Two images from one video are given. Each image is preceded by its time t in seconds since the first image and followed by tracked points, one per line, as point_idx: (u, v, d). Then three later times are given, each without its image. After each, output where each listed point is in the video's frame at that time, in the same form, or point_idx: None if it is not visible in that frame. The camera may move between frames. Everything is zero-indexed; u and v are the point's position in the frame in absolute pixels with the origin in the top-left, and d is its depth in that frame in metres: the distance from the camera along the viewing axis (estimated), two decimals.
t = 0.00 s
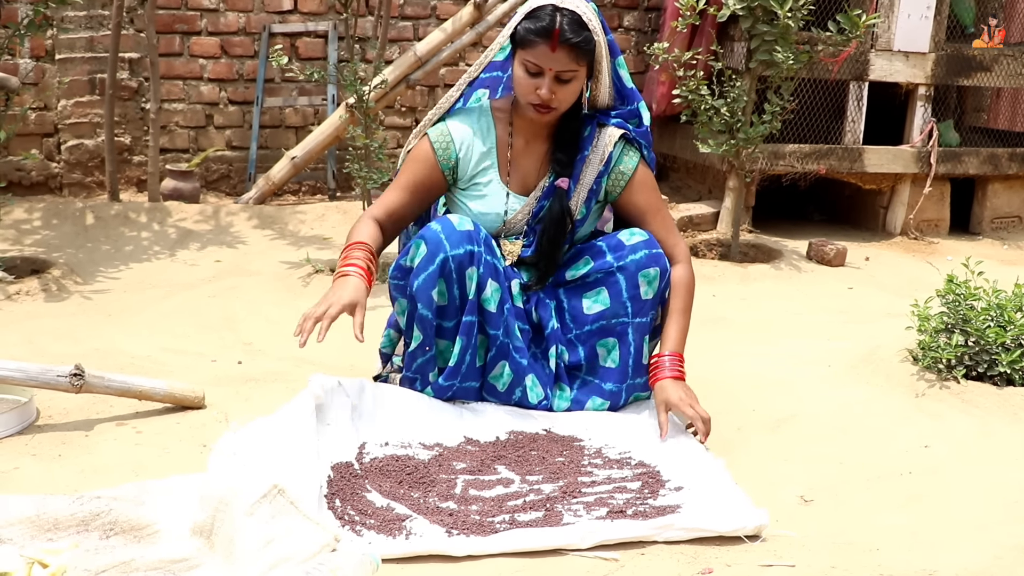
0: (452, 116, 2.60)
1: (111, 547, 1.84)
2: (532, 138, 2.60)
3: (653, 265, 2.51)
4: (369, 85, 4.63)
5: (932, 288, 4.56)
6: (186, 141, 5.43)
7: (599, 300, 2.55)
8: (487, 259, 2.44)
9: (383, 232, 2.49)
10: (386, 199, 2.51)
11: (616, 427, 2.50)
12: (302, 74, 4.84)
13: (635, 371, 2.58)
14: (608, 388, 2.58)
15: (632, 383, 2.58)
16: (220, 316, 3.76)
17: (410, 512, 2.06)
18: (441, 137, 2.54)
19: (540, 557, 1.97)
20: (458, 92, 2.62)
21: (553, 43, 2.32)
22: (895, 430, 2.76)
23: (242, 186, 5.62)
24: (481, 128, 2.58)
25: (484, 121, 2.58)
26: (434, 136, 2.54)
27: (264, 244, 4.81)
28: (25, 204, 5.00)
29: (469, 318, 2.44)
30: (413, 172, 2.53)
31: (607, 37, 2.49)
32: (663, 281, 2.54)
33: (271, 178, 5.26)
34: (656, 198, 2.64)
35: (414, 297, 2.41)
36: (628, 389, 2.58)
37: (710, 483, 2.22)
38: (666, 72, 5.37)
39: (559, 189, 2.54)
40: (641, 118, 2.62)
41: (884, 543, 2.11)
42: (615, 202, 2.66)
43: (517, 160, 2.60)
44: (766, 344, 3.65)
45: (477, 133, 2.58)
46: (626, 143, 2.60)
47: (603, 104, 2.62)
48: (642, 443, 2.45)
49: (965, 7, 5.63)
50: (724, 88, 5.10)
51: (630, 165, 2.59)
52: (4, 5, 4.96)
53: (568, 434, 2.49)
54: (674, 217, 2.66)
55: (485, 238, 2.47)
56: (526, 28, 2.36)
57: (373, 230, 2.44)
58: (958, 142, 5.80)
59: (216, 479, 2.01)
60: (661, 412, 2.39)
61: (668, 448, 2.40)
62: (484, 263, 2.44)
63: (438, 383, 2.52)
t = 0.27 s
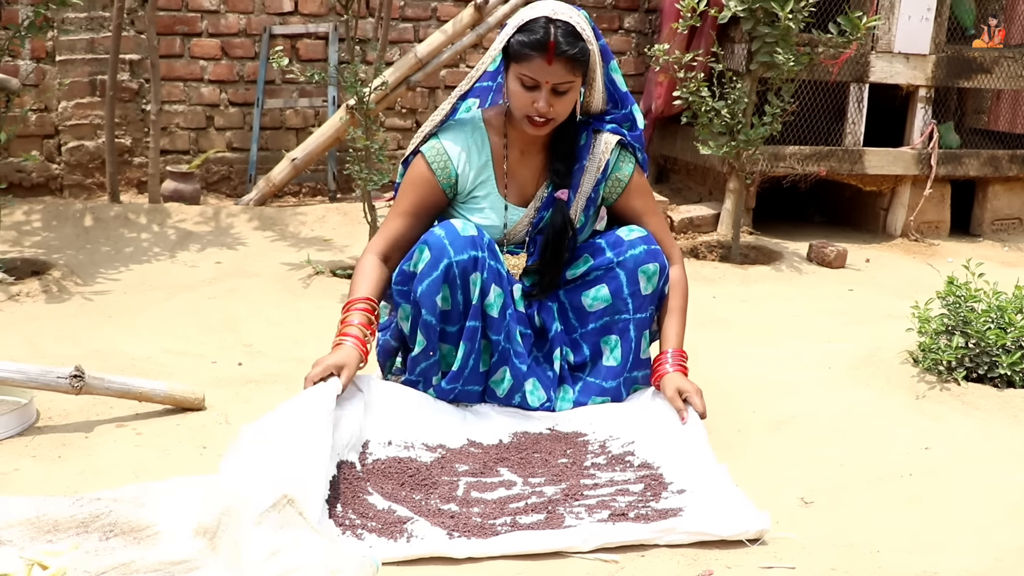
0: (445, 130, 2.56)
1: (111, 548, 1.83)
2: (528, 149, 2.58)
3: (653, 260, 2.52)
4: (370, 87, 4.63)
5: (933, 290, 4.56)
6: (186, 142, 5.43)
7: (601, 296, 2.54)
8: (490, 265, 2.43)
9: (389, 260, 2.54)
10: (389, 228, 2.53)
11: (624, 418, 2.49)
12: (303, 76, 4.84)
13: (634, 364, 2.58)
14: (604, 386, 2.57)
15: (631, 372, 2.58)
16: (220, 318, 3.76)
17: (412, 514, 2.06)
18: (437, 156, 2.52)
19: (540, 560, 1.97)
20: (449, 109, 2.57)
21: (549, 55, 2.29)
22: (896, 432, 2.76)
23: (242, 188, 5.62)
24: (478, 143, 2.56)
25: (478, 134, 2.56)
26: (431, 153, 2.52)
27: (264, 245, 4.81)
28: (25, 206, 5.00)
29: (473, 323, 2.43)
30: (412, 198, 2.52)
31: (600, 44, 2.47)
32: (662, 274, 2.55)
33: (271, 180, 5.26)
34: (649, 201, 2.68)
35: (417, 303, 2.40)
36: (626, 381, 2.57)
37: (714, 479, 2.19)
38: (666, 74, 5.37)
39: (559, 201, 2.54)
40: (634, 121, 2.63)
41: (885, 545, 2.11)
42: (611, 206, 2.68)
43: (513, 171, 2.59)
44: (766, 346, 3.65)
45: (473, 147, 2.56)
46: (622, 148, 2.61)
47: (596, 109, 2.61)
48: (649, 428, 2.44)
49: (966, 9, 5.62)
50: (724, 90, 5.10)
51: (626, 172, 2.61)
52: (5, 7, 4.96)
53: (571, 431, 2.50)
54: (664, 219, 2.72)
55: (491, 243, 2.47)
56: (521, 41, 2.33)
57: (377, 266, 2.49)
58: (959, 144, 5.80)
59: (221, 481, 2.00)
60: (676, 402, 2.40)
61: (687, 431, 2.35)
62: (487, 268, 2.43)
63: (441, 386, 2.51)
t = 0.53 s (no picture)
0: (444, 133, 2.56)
1: (111, 550, 1.83)
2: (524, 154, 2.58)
3: (641, 269, 2.51)
4: (370, 89, 4.63)
5: (933, 291, 4.56)
6: (186, 144, 5.43)
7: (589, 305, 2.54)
8: (480, 264, 2.46)
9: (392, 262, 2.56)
10: (390, 232, 2.56)
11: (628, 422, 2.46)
12: (303, 77, 4.84)
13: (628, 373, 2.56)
14: (602, 395, 2.56)
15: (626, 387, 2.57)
16: (221, 319, 3.76)
17: (423, 516, 2.06)
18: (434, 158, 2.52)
19: (540, 563, 1.97)
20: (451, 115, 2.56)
21: (550, 68, 2.28)
22: (897, 434, 2.76)
23: (242, 189, 5.62)
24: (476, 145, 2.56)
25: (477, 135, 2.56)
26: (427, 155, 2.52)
27: (264, 247, 4.81)
28: (25, 207, 5.00)
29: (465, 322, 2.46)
30: (410, 202, 2.55)
31: (598, 50, 2.46)
32: (652, 284, 2.53)
33: (271, 182, 5.27)
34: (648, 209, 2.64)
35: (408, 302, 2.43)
36: (622, 393, 2.56)
37: (729, 485, 2.19)
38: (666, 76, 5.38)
39: (552, 205, 2.54)
40: (634, 128, 2.61)
41: (885, 547, 2.11)
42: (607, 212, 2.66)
43: (509, 176, 2.59)
44: (766, 347, 3.66)
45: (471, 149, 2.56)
46: (620, 155, 2.58)
47: (595, 114, 2.61)
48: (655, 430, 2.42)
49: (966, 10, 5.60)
50: (724, 91, 5.10)
51: (623, 179, 2.58)
52: (6, 8, 4.96)
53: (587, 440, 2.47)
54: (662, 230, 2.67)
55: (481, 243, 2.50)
56: (520, 52, 2.31)
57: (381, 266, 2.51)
58: (959, 145, 5.80)
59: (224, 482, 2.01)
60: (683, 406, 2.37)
61: (699, 436, 2.32)
62: (477, 267, 2.46)
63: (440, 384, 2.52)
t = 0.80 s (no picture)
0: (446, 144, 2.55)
1: (111, 557, 1.83)
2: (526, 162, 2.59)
3: (647, 271, 2.52)
4: (370, 96, 4.64)
5: (933, 298, 4.56)
6: (187, 150, 5.44)
7: (595, 308, 2.54)
8: (482, 270, 2.46)
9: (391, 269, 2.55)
10: (389, 240, 2.55)
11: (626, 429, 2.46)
12: (304, 84, 4.85)
13: (631, 376, 2.55)
14: (602, 398, 2.54)
15: (627, 388, 2.55)
16: (221, 326, 3.76)
17: (414, 521, 2.06)
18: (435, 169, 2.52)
19: (540, 570, 1.97)
20: (453, 130, 2.53)
21: (562, 87, 2.27)
22: (898, 441, 2.76)
23: (243, 196, 5.63)
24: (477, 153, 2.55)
25: (477, 143, 2.56)
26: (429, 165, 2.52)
27: (264, 253, 4.82)
28: (26, 213, 5.00)
29: (466, 329, 2.46)
30: (409, 210, 2.54)
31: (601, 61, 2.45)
32: (658, 287, 2.54)
33: (271, 188, 5.27)
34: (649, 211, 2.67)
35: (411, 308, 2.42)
36: (624, 395, 2.55)
37: (723, 492, 2.19)
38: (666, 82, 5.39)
39: (555, 212, 2.55)
40: (634, 132, 2.62)
41: (886, 554, 2.11)
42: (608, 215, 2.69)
43: (512, 184, 2.59)
44: (765, 354, 3.66)
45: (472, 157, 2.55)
46: (620, 158, 2.61)
47: (596, 120, 2.60)
48: (653, 442, 2.43)
49: (965, 17, 5.64)
50: (724, 98, 5.11)
51: (625, 181, 2.60)
52: (7, 14, 4.98)
53: (582, 448, 2.48)
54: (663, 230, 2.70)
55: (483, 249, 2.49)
56: (530, 72, 2.30)
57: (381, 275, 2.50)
58: (958, 152, 5.81)
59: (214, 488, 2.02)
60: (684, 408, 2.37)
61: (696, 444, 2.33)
62: (479, 274, 2.46)
63: (435, 392, 2.52)
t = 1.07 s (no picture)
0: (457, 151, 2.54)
1: (111, 562, 1.83)
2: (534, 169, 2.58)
3: (648, 271, 2.53)
4: (371, 101, 4.64)
5: (932, 303, 4.57)
6: (187, 155, 5.44)
7: (596, 308, 2.55)
8: (484, 275, 2.45)
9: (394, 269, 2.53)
10: (392, 238, 2.53)
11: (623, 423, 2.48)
12: (303, 89, 4.85)
13: (631, 376, 2.57)
14: (602, 399, 2.55)
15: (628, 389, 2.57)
16: (221, 331, 3.76)
17: (414, 527, 2.06)
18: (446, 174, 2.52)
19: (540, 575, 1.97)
20: (464, 139, 2.51)
21: (580, 97, 2.27)
22: (897, 446, 2.76)
23: (242, 201, 5.63)
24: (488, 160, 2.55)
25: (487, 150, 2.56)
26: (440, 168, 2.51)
27: (264, 258, 4.82)
28: (26, 218, 5.00)
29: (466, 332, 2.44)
30: (414, 211, 2.53)
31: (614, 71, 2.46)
32: (658, 288, 2.55)
33: (271, 193, 5.28)
34: (650, 219, 2.71)
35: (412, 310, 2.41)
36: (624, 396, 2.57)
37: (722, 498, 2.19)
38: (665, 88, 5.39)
39: (563, 219, 2.54)
40: (640, 144, 2.61)
41: (885, 560, 2.11)
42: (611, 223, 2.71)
43: (520, 190, 2.59)
44: (764, 359, 3.66)
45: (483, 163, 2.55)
46: (625, 168, 2.63)
47: (602, 130, 2.59)
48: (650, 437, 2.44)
49: (964, 24, 5.63)
50: (724, 104, 5.12)
51: (629, 191, 2.63)
52: (7, 19, 4.98)
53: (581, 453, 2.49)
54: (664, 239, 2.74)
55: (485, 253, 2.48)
56: (548, 81, 2.29)
57: (390, 270, 2.47)
58: (957, 158, 5.82)
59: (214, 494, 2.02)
60: (650, 379, 2.46)
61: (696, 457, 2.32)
62: (481, 278, 2.44)
63: (434, 397, 2.50)
